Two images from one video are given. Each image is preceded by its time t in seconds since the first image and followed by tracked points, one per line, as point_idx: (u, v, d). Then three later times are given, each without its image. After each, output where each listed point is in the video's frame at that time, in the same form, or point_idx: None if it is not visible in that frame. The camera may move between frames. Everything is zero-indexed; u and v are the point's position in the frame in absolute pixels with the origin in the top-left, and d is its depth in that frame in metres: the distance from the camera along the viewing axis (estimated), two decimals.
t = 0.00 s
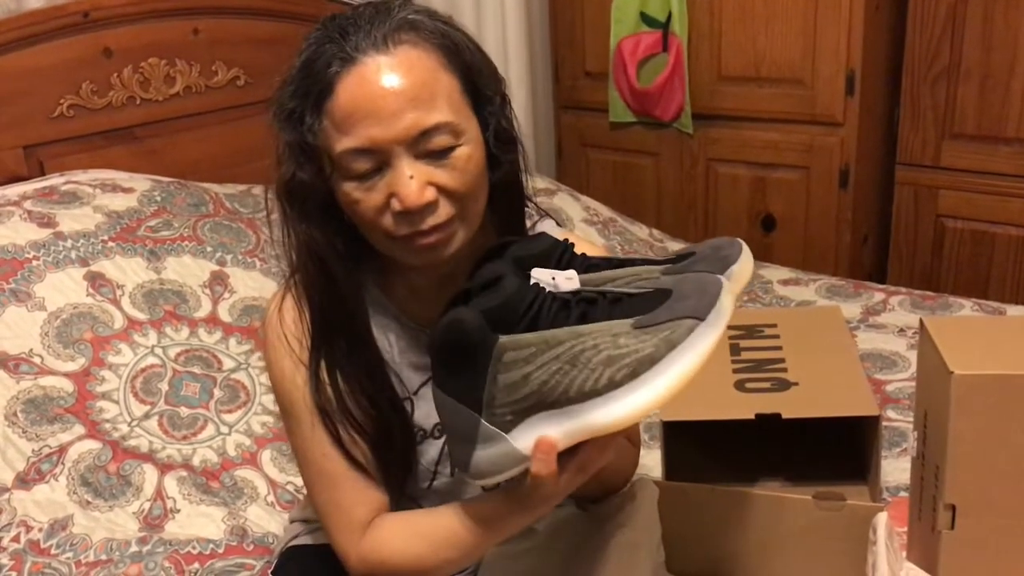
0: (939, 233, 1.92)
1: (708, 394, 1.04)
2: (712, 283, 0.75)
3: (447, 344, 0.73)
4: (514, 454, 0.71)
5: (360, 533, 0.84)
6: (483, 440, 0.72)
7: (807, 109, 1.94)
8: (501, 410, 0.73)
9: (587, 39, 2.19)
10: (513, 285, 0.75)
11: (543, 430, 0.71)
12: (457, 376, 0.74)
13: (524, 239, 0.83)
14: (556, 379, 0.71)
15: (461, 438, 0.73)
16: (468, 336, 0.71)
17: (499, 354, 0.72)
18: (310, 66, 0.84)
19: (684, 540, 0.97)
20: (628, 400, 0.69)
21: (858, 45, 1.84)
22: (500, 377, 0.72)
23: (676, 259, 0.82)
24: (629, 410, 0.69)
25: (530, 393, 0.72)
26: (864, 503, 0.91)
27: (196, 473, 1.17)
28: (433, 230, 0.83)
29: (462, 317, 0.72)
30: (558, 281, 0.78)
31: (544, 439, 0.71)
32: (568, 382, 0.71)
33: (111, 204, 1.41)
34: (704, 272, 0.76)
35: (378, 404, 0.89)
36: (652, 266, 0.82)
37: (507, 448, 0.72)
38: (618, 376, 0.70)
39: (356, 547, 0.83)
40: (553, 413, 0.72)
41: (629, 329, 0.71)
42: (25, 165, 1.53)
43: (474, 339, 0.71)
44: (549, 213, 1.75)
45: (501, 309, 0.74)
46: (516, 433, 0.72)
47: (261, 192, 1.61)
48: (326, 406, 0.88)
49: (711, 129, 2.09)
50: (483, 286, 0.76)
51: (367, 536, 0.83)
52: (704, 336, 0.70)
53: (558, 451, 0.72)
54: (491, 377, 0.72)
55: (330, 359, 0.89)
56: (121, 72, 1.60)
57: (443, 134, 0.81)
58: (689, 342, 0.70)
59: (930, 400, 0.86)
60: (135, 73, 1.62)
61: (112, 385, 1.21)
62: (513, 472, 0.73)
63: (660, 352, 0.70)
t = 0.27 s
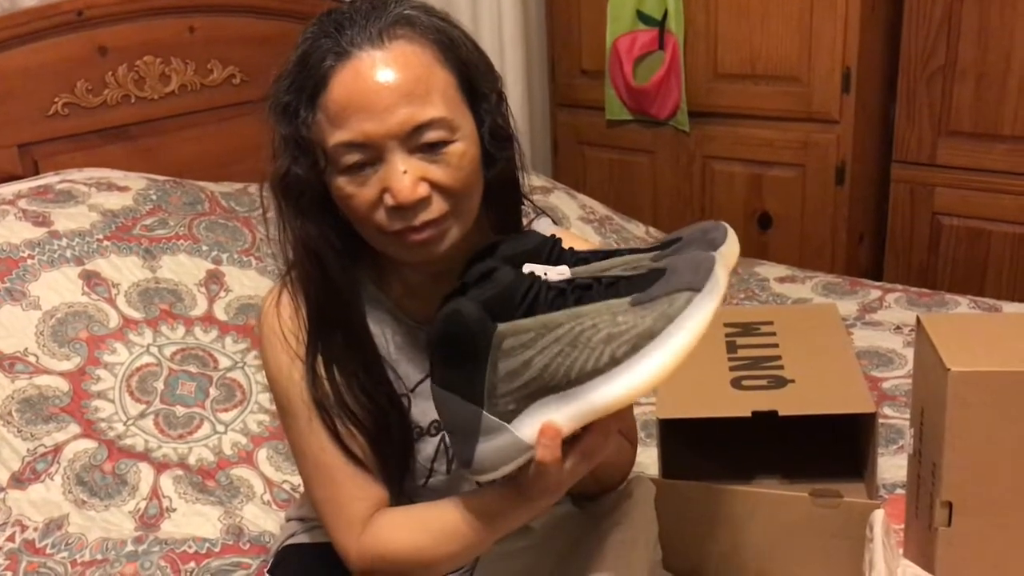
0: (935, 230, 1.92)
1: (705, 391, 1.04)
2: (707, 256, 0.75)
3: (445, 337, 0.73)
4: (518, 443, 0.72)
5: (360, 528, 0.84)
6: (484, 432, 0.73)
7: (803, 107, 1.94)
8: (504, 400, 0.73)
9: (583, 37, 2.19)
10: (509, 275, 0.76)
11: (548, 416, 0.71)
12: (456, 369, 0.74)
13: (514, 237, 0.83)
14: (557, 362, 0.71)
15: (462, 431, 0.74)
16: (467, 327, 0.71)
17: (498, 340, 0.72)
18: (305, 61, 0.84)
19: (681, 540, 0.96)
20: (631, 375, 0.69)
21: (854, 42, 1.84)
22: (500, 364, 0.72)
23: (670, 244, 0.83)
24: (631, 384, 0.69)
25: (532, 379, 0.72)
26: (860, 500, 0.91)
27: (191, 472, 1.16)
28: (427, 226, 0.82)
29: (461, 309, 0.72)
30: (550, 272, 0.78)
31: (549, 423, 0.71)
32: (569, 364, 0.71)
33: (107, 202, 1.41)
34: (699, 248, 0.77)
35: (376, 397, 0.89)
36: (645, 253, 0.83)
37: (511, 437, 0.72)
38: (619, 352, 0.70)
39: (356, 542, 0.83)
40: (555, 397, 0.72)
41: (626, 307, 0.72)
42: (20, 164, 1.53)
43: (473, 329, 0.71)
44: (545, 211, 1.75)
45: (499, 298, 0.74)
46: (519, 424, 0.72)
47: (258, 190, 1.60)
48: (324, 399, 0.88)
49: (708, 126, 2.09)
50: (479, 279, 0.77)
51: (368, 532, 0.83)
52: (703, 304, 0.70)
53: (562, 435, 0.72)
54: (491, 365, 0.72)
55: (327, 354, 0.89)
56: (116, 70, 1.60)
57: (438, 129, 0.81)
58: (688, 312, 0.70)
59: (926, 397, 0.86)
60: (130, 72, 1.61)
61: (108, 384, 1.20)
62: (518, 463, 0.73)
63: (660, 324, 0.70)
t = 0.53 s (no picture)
0: (889, 233, 1.95)
1: (662, 393, 1.03)
2: (658, 241, 0.78)
3: (403, 326, 0.73)
4: (476, 433, 0.71)
5: (315, 532, 0.82)
6: (443, 423, 0.72)
7: (759, 109, 1.96)
8: (461, 388, 0.73)
9: (542, 38, 2.19)
10: (466, 263, 0.76)
11: (505, 400, 0.71)
12: (416, 358, 0.73)
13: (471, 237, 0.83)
14: (514, 346, 0.72)
15: (419, 425, 0.73)
16: (425, 315, 0.72)
17: (456, 325, 0.72)
18: (255, 54, 0.83)
19: (639, 542, 0.96)
20: (587, 353, 0.70)
21: (809, 46, 1.86)
22: (457, 351, 0.72)
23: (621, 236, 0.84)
24: (588, 362, 0.70)
25: (489, 363, 0.72)
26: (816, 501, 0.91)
27: (141, 477, 1.14)
28: (379, 222, 0.81)
29: (419, 296, 0.72)
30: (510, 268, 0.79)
31: (507, 410, 0.71)
32: (526, 346, 0.72)
33: (55, 201, 1.38)
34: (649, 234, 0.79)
35: (329, 397, 0.87)
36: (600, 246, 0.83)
37: (467, 427, 0.71)
38: (575, 332, 0.72)
39: (311, 546, 0.82)
40: (512, 381, 0.72)
41: (582, 288, 0.74)
42: None
43: (431, 316, 0.72)
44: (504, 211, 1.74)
45: (456, 285, 0.75)
46: (475, 413, 0.72)
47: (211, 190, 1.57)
48: (276, 402, 0.87)
49: (666, 128, 2.09)
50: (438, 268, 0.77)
51: (323, 536, 0.82)
52: (656, 284, 0.73)
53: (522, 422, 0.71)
54: (447, 353, 0.72)
55: (279, 355, 0.88)
56: (65, 66, 1.56)
57: (391, 124, 0.80)
58: (641, 292, 0.73)
59: (879, 398, 0.86)
60: (79, 68, 1.57)
61: (54, 387, 1.17)
62: (478, 454, 0.72)
63: (615, 303, 0.72)
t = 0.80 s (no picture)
0: (867, 247, 1.97)
1: (644, 402, 1.04)
2: (644, 254, 0.79)
3: (388, 324, 0.73)
4: (454, 434, 0.71)
5: (293, 537, 0.82)
6: (422, 423, 0.72)
7: (741, 123, 1.98)
8: (441, 390, 0.74)
9: (526, 49, 2.20)
10: (453, 266, 0.77)
11: (483, 402, 0.72)
12: (396, 356, 0.74)
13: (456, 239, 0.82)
14: (495, 349, 0.73)
15: (401, 423, 0.73)
16: (409, 313, 0.72)
17: (438, 327, 0.72)
18: (244, 60, 0.83)
19: (620, 551, 0.97)
20: (566, 360, 0.71)
21: (791, 61, 1.88)
22: (439, 352, 0.73)
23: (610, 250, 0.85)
24: (565, 368, 0.71)
25: (470, 366, 0.73)
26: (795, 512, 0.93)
27: (121, 484, 1.13)
28: (366, 228, 0.81)
29: (405, 294, 0.73)
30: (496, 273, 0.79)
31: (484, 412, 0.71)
32: (506, 350, 0.73)
33: (36, 205, 1.37)
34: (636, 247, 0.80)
35: (311, 402, 0.87)
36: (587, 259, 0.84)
37: (447, 429, 0.72)
38: (555, 338, 0.72)
39: (290, 553, 0.81)
40: (491, 385, 0.73)
41: (564, 296, 0.74)
42: None
43: (416, 317, 0.72)
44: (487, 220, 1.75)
45: (443, 287, 0.75)
46: (454, 415, 0.72)
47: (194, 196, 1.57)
48: (258, 406, 0.86)
49: (648, 140, 2.11)
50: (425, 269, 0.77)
51: (302, 540, 0.81)
52: (638, 295, 0.73)
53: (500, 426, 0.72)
54: (430, 353, 0.73)
55: (262, 359, 0.87)
56: (47, 71, 1.55)
57: (379, 130, 0.81)
58: (623, 302, 0.73)
59: (860, 408, 0.87)
60: (63, 72, 1.57)
61: (34, 393, 1.16)
62: (453, 455, 0.72)
63: (596, 312, 0.73)
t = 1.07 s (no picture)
0: (874, 251, 1.97)
1: (649, 407, 1.04)
2: (653, 258, 0.78)
3: (393, 325, 0.73)
4: (459, 437, 0.71)
5: (294, 541, 0.82)
6: (426, 425, 0.72)
7: (747, 127, 1.97)
8: (446, 393, 0.73)
9: (532, 53, 2.20)
10: (460, 268, 0.76)
11: (490, 405, 0.72)
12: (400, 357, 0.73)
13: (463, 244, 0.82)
14: (501, 352, 0.73)
15: (405, 426, 0.73)
16: (416, 314, 0.72)
17: (444, 329, 0.72)
18: (244, 65, 0.83)
19: (625, 556, 0.96)
20: (574, 363, 0.71)
21: (798, 64, 1.88)
22: (445, 355, 0.72)
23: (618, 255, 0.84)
24: (573, 370, 0.71)
25: (475, 369, 0.73)
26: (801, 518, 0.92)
27: (126, 487, 1.13)
28: (368, 232, 0.81)
29: (412, 296, 0.72)
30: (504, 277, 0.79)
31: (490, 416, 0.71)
32: (513, 353, 0.73)
33: (42, 209, 1.37)
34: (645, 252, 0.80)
35: (313, 407, 0.87)
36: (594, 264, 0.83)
37: (452, 431, 0.71)
38: (562, 342, 0.72)
39: (291, 556, 0.81)
40: (497, 388, 0.73)
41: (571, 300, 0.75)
42: None
43: (422, 318, 0.72)
44: (492, 224, 1.75)
45: (449, 288, 0.75)
46: (458, 418, 0.72)
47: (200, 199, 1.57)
48: (260, 410, 0.86)
49: (654, 144, 2.11)
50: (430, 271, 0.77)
51: (303, 544, 0.81)
52: (646, 298, 0.73)
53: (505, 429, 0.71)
54: (435, 356, 0.72)
55: (264, 364, 0.87)
56: (55, 74, 1.55)
57: (380, 134, 0.81)
58: (631, 305, 0.73)
59: (866, 413, 0.87)
60: (70, 76, 1.57)
61: (40, 396, 1.17)
62: (457, 458, 0.72)
63: (603, 316, 0.73)
